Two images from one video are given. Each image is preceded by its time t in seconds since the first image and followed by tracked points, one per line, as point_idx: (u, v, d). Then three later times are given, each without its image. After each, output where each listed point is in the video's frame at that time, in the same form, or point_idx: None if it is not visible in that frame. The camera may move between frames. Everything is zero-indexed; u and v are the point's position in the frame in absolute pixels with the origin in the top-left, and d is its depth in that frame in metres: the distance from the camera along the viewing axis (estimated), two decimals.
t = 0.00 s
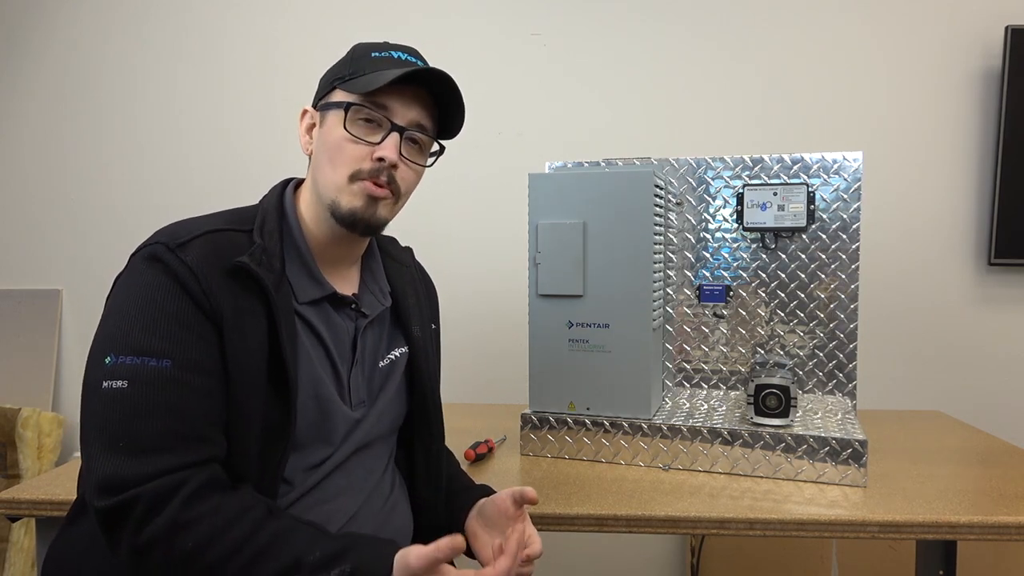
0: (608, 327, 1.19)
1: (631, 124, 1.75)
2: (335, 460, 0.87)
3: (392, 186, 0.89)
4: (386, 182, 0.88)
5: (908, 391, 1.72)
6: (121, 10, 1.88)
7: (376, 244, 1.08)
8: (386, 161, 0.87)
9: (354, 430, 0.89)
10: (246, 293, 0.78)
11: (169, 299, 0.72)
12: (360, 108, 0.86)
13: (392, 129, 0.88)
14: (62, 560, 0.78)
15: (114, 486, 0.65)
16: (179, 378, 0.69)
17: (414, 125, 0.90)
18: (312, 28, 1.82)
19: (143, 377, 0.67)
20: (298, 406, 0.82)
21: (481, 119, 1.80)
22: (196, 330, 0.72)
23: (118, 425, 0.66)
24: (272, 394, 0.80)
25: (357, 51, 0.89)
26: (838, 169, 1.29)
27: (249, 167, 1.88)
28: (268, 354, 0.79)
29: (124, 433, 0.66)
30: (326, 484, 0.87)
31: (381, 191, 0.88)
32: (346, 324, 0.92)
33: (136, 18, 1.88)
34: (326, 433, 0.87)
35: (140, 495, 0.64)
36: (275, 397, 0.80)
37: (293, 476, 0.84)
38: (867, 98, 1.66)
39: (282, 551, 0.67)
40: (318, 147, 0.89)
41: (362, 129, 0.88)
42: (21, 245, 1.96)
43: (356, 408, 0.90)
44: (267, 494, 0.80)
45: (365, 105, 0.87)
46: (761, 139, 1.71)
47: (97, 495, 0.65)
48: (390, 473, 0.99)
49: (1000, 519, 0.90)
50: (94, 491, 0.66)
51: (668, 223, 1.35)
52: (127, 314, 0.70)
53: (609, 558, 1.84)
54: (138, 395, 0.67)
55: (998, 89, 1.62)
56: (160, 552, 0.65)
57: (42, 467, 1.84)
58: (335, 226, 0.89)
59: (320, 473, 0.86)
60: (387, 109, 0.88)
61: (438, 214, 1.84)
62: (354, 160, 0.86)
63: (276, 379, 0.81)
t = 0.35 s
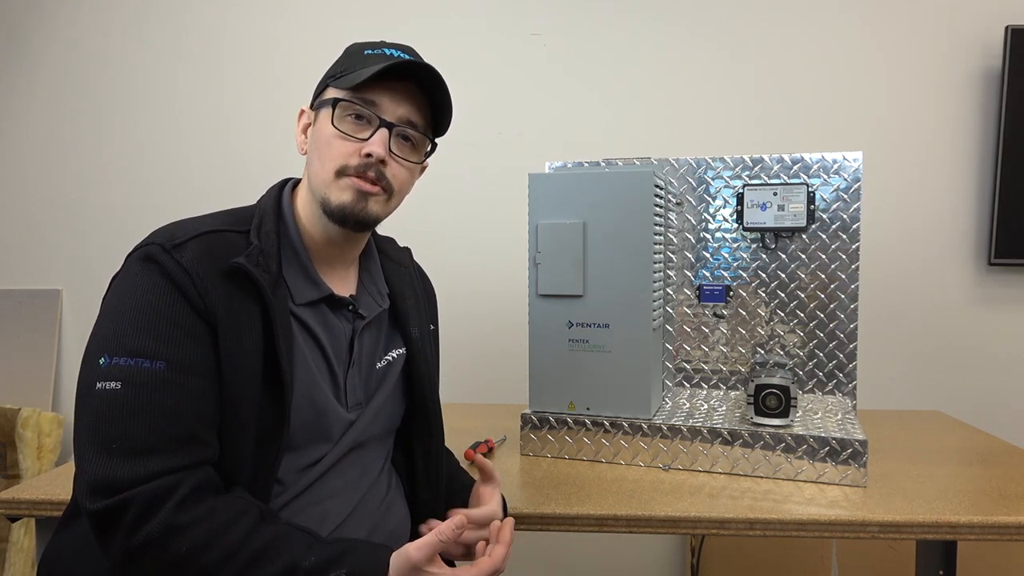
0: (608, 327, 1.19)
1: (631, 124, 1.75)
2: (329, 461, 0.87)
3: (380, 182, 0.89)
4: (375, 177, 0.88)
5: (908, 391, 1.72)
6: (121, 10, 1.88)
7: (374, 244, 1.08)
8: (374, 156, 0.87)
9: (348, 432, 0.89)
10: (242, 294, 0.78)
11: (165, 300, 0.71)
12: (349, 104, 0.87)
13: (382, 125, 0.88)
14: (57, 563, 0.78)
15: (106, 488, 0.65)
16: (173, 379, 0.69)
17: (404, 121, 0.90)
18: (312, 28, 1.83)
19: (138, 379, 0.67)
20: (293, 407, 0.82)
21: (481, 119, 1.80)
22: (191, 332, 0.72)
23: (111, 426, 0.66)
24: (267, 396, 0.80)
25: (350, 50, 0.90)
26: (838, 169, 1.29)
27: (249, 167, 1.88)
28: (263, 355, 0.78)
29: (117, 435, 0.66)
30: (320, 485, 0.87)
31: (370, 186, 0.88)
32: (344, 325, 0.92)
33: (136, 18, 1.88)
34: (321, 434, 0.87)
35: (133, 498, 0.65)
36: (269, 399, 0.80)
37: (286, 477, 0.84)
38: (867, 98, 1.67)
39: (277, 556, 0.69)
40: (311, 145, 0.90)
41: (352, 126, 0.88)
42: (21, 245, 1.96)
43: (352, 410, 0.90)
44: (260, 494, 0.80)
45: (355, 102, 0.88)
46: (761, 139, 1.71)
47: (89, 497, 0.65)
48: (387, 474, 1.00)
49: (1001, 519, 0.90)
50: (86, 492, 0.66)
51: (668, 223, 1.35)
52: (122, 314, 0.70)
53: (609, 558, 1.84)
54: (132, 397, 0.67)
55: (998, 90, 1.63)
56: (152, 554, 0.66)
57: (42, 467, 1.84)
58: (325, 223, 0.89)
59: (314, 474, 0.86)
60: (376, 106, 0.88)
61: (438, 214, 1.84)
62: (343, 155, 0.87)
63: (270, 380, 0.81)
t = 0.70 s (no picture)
0: (608, 327, 1.19)
1: (631, 124, 1.75)
2: (325, 464, 0.87)
3: (376, 184, 0.89)
4: (370, 179, 0.88)
5: (908, 391, 1.72)
6: (121, 10, 1.88)
7: (373, 245, 1.08)
8: (368, 159, 0.87)
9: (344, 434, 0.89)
10: (235, 297, 0.79)
11: (157, 303, 0.72)
12: (340, 105, 0.87)
13: (374, 126, 0.88)
14: (53, 566, 0.78)
15: (97, 492, 0.65)
16: (165, 383, 0.69)
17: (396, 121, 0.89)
18: (312, 28, 1.83)
19: (129, 382, 0.67)
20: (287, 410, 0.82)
21: (481, 119, 1.80)
22: (183, 334, 0.72)
23: (101, 430, 0.66)
24: (260, 399, 0.81)
25: (337, 48, 0.89)
26: (838, 169, 1.29)
27: (249, 167, 1.88)
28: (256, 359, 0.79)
29: (107, 438, 0.66)
30: (315, 488, 0.87)
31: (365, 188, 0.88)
32: (340, 327, 0.92)
33: (136, 18, 1.88)
34: (315, 437, 0.86)
35: (123, 503, 0.64)
36: (262, 402, 0.81)
37: (280, 480, 0.84)
38: (867, 98, 1.66)
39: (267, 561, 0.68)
40: (303, 147, 0.90)
41: (344, 127, 0.88)
42: (21, 245, 1.96)
43: (348, 412, 0.90)
44: (253, 496, 0.80)
45: (345, 103, 0.87)
46: (761, 139, 1.71)
47: (80, 501, 0.65)
48: (385, 475, 1.00)
49: (1000, 519, 0.90)
50: (77, 496, 0.66)
51: (668, 223, 1.35)
52: (114, 317, 0.70)
53: (609, 558, 1.84)
54: (123, 401, 0.67)
55: (999, 89, 1.62)
56: (142, 559, 0.65)
57: (42, 467, 1.84)
58: (321, 228, 0.89)
59: (308, 477, 0.86)
60: (367, 107, 0.88)
61: (438, 213, 1.84)
62: (337, 159, 0.87)
63: (264, 383, 0.81)
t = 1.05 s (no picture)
0: (608, 327, 1.19)
1: (631, 125, 1.75)
2: (318, 463, 0.87)
3: (363, 169, 0.88)
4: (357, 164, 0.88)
5: (908, 391, 1.72)
6: (121, 10, 1.88)
7: (369, 244, 1.08)
8: (353, 144, 0.86)
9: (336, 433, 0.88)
10: (225, 295, 0.79)
11: (146, 301, 0.72)
12: (319, 96, 0.87)
13: (355, 112, 0.88)
14: (49, 569, 0.78)
15: (83, 488, 0.65)
16: (152, 380, 0.69)
17: (377, 103, 0.89)
18: (313, 28, 1.83)
19: (115, 379, 0.67)
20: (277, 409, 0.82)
21: (481, 119, 1.80)
22: (171, 332, 0.72)
23: (88, 427, 0.66)
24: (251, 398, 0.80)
25: (310, 43, 0.90)
26: (838, 169, 1.29)
27: (249, 167, 1.88)
28: (246, 358, 0.79)
29: (94, 435, 0.66)
30: (307, 487, 0.86)
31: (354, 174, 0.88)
32: (335, 325, 0.92)
33: (136, 18, 1.88)
34: (307, 436, 0.86)
35: (109, 498, 0.64)
36: (253, 400, 0.80)
37: (269, 477, 0.84)
38: (866, 98, 1.67)
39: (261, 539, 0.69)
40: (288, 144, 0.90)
41: (326, 117, 0.88)
42: (21, 245, 1.95)
43: (343, 411, 0.90)
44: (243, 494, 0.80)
45: (324, 92, 0.87)
46: (760, 139, 1.71)
47: (67, 499, 0.66)
48: (383, 476, 0.99)
49: (1000, 519, 0.90)
50: (63, 493, 0.66)
51: (667, 223, 1.35)
52: (104, 315, 0.70)
53: (610, 558, 1.84)
54: (110, 397, 0.67)
55: (999, 89, 1.62)
56: (132, 550, 0.66)
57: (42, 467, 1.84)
58: (314, 219, 0.89)
59: (300, 476, 0.85)
60: (346, 92, 0.88)
61: (438, 213, 1.84)
62: (322, 149, 0.87)
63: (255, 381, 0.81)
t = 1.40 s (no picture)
0: (608, 327, 1.19)
1: (632, 125, 1.75)
2: (328, 462, 0.87)
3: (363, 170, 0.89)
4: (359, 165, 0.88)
5: (908, 391, 1.72)
6: (121, 10, 1.88)
7: (370, 244, 1.08)
8: (352, 145, 0.86)
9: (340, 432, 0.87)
10: (218, 295, 0.79)
11: (129, 301, 0.73)
12: (311, 99, 0.86)
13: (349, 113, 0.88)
14: None
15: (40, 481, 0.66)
16: (120, 383, 0.69)
17: (368, 102, 0.89)
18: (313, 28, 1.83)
19: (82, 379, 0.68)
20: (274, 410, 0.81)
21: (481, 119, 1.80)
22: (152, 334, 0.73)
23: (56, 424, 0.67)
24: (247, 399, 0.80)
25: (295, 47, 0.89)
26: (838, 169, 1.29)
27: (249, 167, 1.88)
28: (237, 362, 0.78)
29: (59, 431, 0.67)
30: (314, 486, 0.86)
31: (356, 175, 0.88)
32: (335, 323, 0.92)
33: (136, 18, 1.88)
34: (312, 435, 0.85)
35: (55, 487, 0.65)
36: (249, 401, 0.80)
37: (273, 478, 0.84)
38: (866, 98, 1.66)
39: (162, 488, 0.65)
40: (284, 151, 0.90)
41: (320, 120, 0.88)
42: (21, 245, 1.95)
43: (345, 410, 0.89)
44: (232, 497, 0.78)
45: (316, 96, 0.87)
46: (761, 139, 1.71)
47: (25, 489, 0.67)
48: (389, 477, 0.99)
49: (1000, 519, 0.90)
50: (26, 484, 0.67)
51: (668, 223, 1.35)
52: (87, 314, 0.72)
53: (610, 558, 1.84)
54: (77, 398, 0.67)
55: (999, 89, 1.62)
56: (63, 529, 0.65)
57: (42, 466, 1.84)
58: (317, 222, 0.89)
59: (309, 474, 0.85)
60: (337, 94, 0.87)
61: (438, 213, 1.84)
62: (322, 153, 0.86)
63: (248, 386, 0.80)
